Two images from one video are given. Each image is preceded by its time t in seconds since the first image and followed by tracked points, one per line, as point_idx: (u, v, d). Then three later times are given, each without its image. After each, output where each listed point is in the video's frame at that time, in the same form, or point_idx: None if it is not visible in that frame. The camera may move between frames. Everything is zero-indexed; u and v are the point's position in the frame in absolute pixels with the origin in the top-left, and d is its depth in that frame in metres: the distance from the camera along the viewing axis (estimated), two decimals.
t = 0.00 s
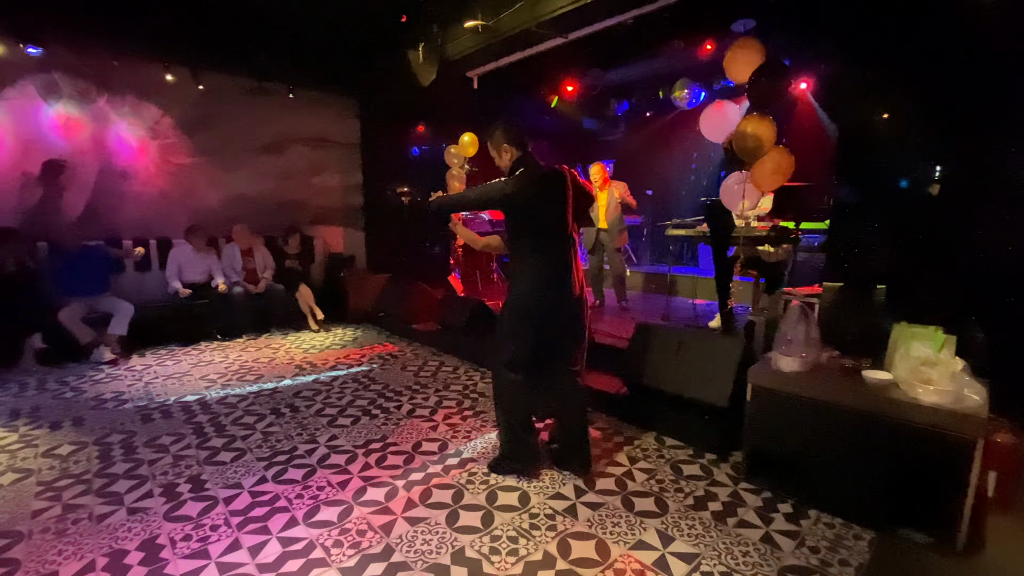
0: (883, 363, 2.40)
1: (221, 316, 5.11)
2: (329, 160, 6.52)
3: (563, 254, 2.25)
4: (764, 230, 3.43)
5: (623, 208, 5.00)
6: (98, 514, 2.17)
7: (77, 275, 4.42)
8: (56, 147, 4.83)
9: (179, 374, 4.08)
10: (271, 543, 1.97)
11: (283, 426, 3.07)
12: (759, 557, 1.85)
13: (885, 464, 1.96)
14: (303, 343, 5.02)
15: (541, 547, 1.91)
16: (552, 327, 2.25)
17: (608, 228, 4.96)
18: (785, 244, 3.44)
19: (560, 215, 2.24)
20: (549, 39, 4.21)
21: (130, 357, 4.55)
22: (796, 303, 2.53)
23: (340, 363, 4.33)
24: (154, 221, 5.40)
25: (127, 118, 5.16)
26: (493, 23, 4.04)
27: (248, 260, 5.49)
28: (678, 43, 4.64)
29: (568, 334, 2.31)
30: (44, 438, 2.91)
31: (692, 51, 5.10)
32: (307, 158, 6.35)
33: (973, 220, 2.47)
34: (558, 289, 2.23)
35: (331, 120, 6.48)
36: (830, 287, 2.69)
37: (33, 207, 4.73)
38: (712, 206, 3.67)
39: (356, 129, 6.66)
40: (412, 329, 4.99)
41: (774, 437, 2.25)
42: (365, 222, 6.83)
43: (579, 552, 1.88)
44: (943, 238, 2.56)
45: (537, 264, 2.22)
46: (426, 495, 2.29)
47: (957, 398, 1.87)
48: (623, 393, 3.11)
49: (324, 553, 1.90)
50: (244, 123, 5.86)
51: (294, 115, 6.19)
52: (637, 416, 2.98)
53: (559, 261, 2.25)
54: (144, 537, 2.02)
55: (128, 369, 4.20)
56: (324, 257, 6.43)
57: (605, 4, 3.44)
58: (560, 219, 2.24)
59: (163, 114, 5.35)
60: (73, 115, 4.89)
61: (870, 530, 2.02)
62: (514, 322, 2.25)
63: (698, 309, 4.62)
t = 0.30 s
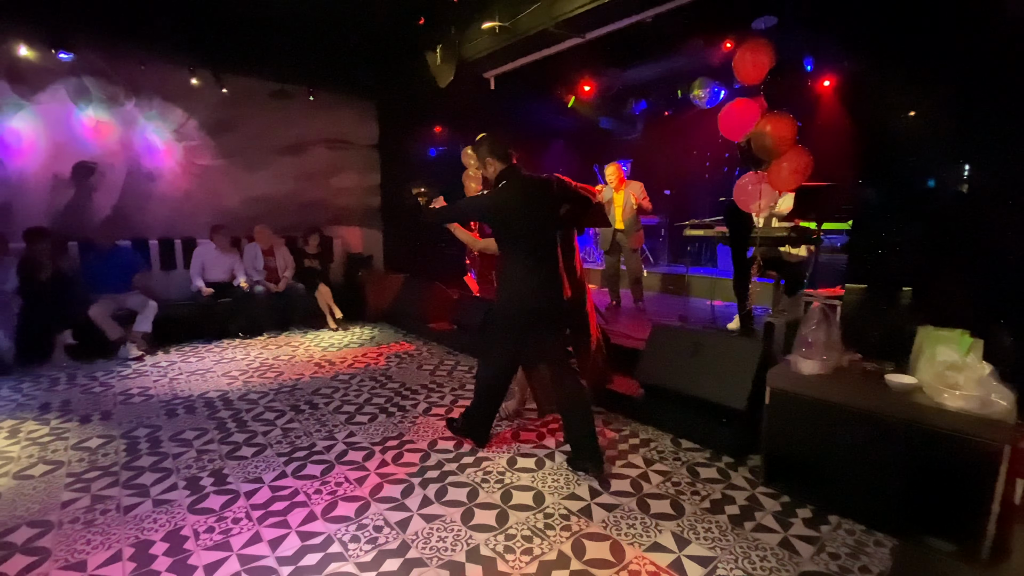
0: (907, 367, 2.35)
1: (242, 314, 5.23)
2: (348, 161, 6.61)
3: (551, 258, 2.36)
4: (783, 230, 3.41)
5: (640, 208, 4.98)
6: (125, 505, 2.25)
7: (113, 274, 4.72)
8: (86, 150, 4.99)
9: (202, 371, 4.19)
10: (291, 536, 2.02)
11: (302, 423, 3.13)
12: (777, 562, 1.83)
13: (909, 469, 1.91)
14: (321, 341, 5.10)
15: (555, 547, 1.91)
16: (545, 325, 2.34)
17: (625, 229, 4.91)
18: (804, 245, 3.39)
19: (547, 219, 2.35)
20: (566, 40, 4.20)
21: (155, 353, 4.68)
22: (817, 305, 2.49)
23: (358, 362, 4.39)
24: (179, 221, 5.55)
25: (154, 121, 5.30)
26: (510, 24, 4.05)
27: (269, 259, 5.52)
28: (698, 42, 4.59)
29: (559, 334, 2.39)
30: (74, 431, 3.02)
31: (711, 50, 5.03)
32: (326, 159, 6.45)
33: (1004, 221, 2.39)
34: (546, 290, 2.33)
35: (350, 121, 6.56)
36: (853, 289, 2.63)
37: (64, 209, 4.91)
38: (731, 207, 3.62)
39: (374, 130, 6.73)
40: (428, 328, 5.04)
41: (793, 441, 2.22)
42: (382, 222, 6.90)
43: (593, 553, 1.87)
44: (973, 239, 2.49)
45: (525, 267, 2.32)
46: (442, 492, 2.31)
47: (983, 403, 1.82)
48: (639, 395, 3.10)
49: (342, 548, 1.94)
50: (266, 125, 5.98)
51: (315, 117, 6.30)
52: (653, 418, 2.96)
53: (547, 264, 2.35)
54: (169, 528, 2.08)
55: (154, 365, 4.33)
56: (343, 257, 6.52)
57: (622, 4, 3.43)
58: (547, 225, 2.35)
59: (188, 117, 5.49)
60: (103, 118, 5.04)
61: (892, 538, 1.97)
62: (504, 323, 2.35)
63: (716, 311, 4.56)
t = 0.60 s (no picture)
0: (932, 371, 2.29)
1: (263, 313, 5.34)
2: (367, 163, 6.70)
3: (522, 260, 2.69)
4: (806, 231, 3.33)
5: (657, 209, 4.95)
6: (150, 497, 2.32)
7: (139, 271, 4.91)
8: (115, 152, 5.15)
9: (223, 368, 4.28)
10: (309, 531, 2.06)
11: (321, 420, 3.19)
12: (795, 568, 1.80)
13: (931, 475, 1.87)
14: (340, 340, 5.18)
15: (569, 548, 1.91)
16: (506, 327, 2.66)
17: (642, 229, 4.92)
18: (826, 245, 3.34)
19: (514, 231, 2.62)
20: (583, 40, 4.20)
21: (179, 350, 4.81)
22: (838, 308, 2.50)
23: (375, 360, 4.44)
24: (203, 221, 5.69)
25: (179, 124, 5.45)
26: (527, 25, 4.06)
27: (289, 259, 5.59)
28: (717, 40, 4.53)
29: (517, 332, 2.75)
30: (103, 425, 3.12)
31: (731, 48, 4.97)
32: (345, 160, 6.54)
33: None
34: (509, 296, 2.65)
35: (368, 123, 6.64)
36: (876, 291, 2.58)
37: (93, 210, 5.07)
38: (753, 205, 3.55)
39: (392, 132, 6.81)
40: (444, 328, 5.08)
41: (813, 446, 2.18)
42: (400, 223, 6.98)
43: (608, 554, 1.87)
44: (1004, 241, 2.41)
45: (491, 273, 2.64)
46: (457, 491, 2.33)
47: (1011, 409, 1.78)
48: (655, 396, 3.08)
49: (359, 543, 1.97)
50: (287, 127, 6.10)
51: (334, 119, 6.40)
52: (669, 420, 2.95)
53: (512, 271, 2.66)
54: (192, 521, 2.14)
55: (178, 362, 4.44)
56: (361, 256, 6.61)
57: (640, 3, 3.41)
58: (522, 231, 2.65)
59: (211, 119, 5.62)
60: (130, 122, 5.20)
61: (915, 545, 1.93)
62: (470, 320, 2.67)
63: (735, 313, 4.50)
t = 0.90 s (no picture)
0: (959, 375, 2.24)
1: (285, 311, 5.45)
2: (385, 164, 6.80)
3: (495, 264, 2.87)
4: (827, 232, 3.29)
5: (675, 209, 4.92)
6: (177, 490, 2.40)
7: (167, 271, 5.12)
8: (143, 155, 5.30)
9: (246, 365, 4.39)
10: (329, 526, 2.10)
11: (340, 417, 3.25)
12: (815, 574, 1.77)
13: (957, 482, 1.82)
14: (358, 339, 5.27)
15: (586, 548, 1.92)
16: (480, 328, 2.90)
17: (660, 229, 4.89)
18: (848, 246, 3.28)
19: (492, 241, 2.84)
20: (601, 40, 4.19)
21: (204, 347, 4.94)
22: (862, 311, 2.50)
23: (393, 359, 4.50)
24: (226, 222, 5.83)
25: (204, 127, 5.59)
26: (544, 26, 4.07)
27: (310, 259, 5.74)
28: (736, 38, 4.48)
29: (492, 334, 2.93)
30: (131, 419, 3.23)
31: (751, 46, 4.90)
32: (364, 162, 6.65)
33: None
34: (483, 300, 2.86)
35: (387, 125, 6.74)
36: (901, 292, 2.52)
37: (122, 211, 5.24)
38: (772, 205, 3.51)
39: (410, 134, 6.89)
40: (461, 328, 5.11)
41: (832, 450, 2.15)
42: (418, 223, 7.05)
43: (624, 555, 1.87)
44: None
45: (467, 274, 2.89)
46: (474, 489, 2.36)
47: None
48: (672, 398, 3.06)
49: (377, 539, 2.01)
50: (308, 129, 6.22)
51: (353, 121, 6.50)
52: (687, 422, 2.92)
53: (486, 273, 2.86)
54: (217, 513, 2.21)
55: (203, 359, 4.56)
56: (380, 256, 6.70)
57: (658, 2, 3.39)
58: (498, 238, 2.85)
59: (235, 122, 5.77)
60: (158, 125, 5.35)
61: (940, 553, 1.88)
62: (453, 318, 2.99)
63: (755, 314, 4.44)
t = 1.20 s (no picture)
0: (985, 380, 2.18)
1: (303, 311, 5.55)
2: (402, 166, 6.89)
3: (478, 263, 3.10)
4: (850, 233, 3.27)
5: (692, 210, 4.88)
6: (199, 484, 2.46)
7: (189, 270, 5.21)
8: (167, 157, 5.45)
9: (266, 363, 4.47)
10: (347, 522, 2.14)
11: (357, 415, 3.29)
12: None
13: (983, 489, 1.77)
14: (375, 338, 5.33)
15: (600, 549, 1.92)
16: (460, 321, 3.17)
17: (679, 230, 4.85)
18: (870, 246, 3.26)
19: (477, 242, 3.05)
20: (617, 40, 4.18)
21: (225, 346, 5.05)
22: (884, 314, 2.45)
23: (408, 359, 4.55)
24: (247, 223, 5.96)
25: (226, 130, 5.72)
26: (560, 27, 4.08)
27: (328, 259, 5.82)
28: (755, 37, 4.42)
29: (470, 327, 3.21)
30: (156, 415, 3.32)
31: (770, 44, 4.84)
32: (381, 163, 6.74)
33: None
34: (465, 295, 3.12)
35: (404, 127, 6.83)
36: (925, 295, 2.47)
37: (148, 211, 5.38)
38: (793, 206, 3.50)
39: (426, 135, 6.96)
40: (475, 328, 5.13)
41: (852, 454, 2.12)
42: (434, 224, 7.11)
43: (638, 558, 1.86)
44: None
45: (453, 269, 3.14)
46: (488, 488, 2.38)
47: None
48: (688, 400, 3.04)
49: (394, 536, 2.03)
50: (327, 131, 6.33)
51: (371, 123, 6.60)
52: (703, 425, 2.90)
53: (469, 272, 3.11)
54: (238, 508, 2.26)
55: (224, 357, 4.66)
56: (396, 257, 6.77)
57: (675, 2, 3.37)
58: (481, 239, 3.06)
59: (256, 125, 5.89)
60: (182, 128, 5.49)
61: (965, 562, 1.84)
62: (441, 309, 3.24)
63: (774, 317, 4.38)
